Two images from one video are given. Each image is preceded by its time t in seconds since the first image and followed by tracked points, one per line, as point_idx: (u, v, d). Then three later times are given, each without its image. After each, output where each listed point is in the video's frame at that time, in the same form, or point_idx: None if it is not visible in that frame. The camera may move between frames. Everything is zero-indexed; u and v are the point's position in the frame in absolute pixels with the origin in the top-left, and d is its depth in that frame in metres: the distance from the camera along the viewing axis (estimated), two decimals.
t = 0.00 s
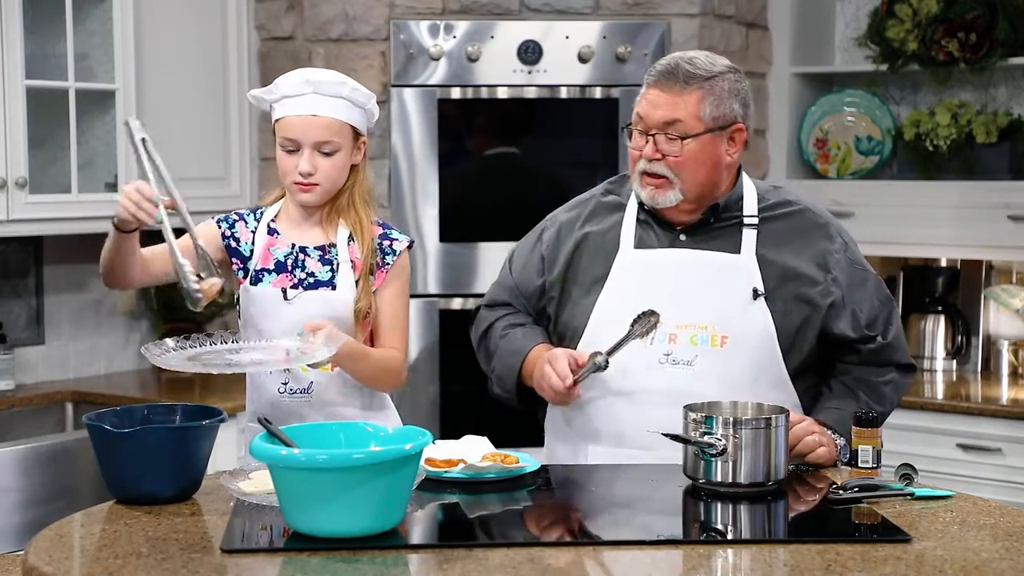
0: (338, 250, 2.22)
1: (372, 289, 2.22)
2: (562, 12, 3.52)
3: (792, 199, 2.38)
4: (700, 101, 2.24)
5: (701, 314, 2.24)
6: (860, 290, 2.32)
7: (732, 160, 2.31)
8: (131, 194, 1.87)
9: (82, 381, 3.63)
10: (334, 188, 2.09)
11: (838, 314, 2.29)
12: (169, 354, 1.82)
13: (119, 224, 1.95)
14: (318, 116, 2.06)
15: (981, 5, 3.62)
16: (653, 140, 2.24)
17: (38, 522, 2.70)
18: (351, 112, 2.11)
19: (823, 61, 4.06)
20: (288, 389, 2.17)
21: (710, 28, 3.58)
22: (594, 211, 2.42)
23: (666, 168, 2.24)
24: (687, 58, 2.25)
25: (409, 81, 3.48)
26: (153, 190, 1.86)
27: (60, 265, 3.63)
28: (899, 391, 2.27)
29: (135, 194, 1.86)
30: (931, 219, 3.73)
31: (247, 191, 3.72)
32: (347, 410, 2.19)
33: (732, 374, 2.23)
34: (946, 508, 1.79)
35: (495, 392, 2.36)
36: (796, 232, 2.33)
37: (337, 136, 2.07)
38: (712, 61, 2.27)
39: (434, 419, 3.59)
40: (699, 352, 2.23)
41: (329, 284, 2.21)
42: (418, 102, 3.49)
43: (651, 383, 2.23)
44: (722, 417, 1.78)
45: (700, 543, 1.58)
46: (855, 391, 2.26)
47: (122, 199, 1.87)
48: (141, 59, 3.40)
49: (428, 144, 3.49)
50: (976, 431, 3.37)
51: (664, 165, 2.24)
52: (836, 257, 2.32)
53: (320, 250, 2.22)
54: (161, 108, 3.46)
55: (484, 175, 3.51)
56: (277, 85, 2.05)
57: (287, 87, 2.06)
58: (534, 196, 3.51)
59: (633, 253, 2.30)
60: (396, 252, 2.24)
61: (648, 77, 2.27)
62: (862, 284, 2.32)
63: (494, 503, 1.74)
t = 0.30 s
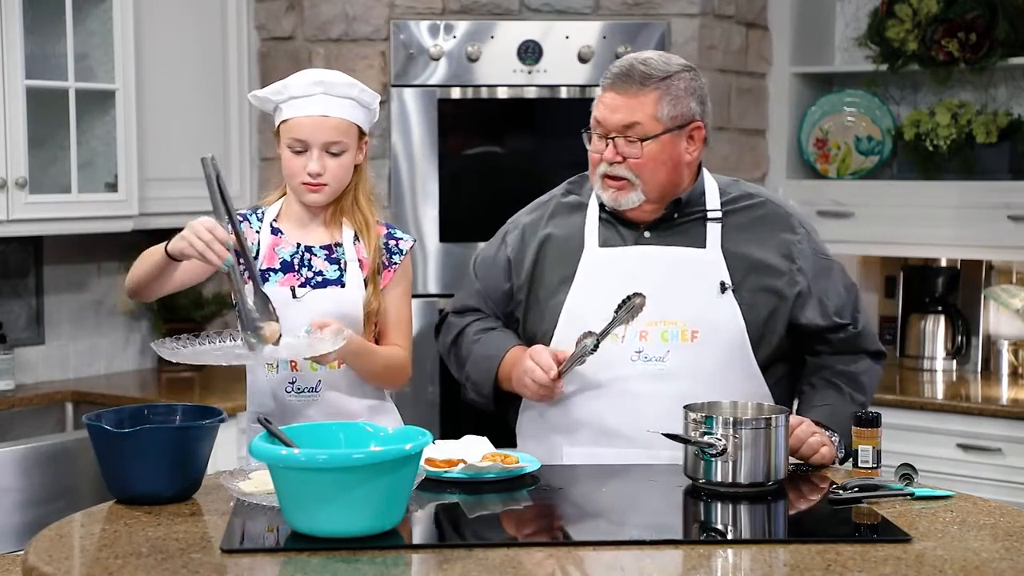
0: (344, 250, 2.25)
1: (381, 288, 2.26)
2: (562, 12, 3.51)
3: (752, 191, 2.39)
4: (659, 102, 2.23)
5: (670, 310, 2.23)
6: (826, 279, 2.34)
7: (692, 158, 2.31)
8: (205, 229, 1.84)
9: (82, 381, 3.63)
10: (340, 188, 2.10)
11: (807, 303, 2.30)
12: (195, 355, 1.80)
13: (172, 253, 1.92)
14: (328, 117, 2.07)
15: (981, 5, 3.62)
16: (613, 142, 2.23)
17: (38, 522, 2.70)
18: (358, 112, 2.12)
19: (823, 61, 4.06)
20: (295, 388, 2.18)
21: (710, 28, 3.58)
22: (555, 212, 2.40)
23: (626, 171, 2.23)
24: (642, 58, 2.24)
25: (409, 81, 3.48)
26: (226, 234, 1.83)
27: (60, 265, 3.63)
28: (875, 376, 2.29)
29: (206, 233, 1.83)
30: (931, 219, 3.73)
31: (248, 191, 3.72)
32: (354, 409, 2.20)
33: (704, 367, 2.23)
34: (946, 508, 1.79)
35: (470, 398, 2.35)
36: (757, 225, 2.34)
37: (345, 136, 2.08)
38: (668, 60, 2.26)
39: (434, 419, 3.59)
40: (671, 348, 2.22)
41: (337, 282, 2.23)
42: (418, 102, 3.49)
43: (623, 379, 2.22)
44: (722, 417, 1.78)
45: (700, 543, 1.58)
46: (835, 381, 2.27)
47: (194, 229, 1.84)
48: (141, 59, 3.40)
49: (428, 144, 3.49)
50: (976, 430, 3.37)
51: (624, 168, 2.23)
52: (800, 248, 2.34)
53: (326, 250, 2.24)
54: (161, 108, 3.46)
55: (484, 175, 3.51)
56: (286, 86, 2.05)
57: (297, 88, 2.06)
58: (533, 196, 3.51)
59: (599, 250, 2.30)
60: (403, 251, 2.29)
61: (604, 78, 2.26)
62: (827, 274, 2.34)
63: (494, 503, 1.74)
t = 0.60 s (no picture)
0: (346, 250, 2.24)
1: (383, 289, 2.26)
2: (562, 12, 3.51)
3: (743, 192, 2.39)
4: (647, 106, 2.21)
5: (663, 317, 2.23)
6: (820, 281, 2.34)
7: (682, 162, 2.29)
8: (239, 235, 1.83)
9: (82, 381, 3.63)
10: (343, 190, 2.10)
11: (801, 305, 2.30)
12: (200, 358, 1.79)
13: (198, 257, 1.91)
14: (334, 120, 2.07)
15: (981, 5, 3.62)
16: (601, 147, 2.21)
17: (38, 523, 2.70)
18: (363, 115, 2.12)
19: (823, 61, 4.06)
20: (298, 387, 2.17)
21: (711, 28, 3.58)
22: (544, 217, 2.41)
23: (616, 176, 2.22)
24: (631, 62, 2.22)
25: (409, 81, 3.48)
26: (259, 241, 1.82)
27: (60, 265, 3.63)
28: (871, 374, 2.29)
29: (239, 239, 1.83)
30: (931, 219, 3.73)
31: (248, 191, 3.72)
32: (357, 408, 2.20)
33: (699, 373, 2.23)
34: (946, 508, 1.79)
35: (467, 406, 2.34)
36: (748, 227, 2.34)
37: (350, 138, 2.08)
38: (656, 64, 2.24)
39: (435, 419, 3.59)
40: (665, 354, 2.22)
41: (341, 282, 2.23)
42: (418, 102, 3.48)
43: (617, 386, 2.22)
44: (722, 417, 1.78)
45: (700, 543, 1.58)
46: (833, 381, 2.26)
47: (228, 236, 1.84)
48: (141, 59, 3.40)
49: (428, 144, 3.49)
50: (976, 430, 3.37)
51: (614, 173, 2.22)
52: (793, 250, 2.33)
53: (329, 250, 2.24)
54: (161, 108, 3.46)
55: (484, 175, 3.51)
56: (293, 87, 2.05)
57: (303, 89, 2.06)
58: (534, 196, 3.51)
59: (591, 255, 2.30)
60: (404, 251, 2.30)
61: (593, 83, 2.24)
62: (819, 275, 2.34)
63: (494, 503, 1.74)
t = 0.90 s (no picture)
0: (347, 250, 2.24)
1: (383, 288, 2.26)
2: (562, 12, 3.51)
3: (763, 194, 2.39)
4: (666, 110, 2.21)
5: (679, 322, 2.23)
6: (840, 285, 2.33)
7: (699, 166, 2.29)
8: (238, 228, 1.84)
9: (82, 381, 3.63)
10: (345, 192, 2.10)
11: (820, 310, 2.30)
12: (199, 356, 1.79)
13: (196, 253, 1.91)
14: (336, 121, 2.07)
15: (981, 5, 3.62)
16: (618, 150, 2.21)
17: (38, 523, 2.70)
18: (363, 116, 2.12)
19: (823, 61, 4.06)
20: (299, 387, 2.17)
21: (710, 28, 3.58)
22: (563, 219, 2.40)
23: (632, 179, 2.22)
24: (649, 65, 2.21)
25: (409, 81, 3.48)
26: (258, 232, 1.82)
27: (60, 265, 3.63)
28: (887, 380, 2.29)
29: (238, 230, 1.83)
30: (931, 219, 3.73)
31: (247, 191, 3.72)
32: (358, 408, 2.20)
33: (715, 379, 2.22)
34: (946, 508, 1.79)
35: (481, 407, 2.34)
36: (768, 231, 2.34)
37: (351, 139, 2.08)
38: (675, 67, 2.24)
39: (434, 419, 3.59)
40: (682, 359, 2.22)
41: (342, 282, 2.22)
42: (418, 102, 3.48)
43: (635, 392, 2.22)
44: (722, 417, 1.78)
45: (700, 543, 1.58)
46: (847, 384, 2.26)
47: (225, 230, 1.84)
48: (141, 59, 3.40)
49: (428, 144, 3.49)
50: (976, 430, 3.37)
51: (630, 176, 2.22)
52: (814, 254, 2.33)
53: (329, 249, 2.23)
54: (161, 108, 3.46)
55: (484, 176, 3.51)
56: (296, 88, 2.05)
57: (305, 91, 2.06)
58: (533, 196, 3.51)
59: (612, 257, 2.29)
60: (405, 251, 2.31)
61: (611, 84, 2.23)
62: (840, 279, 2.34)
63: (493, 503, 1.74)
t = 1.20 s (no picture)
0: (346, 250, 2.24)
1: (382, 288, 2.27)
2: (562, 12, 3.51)
3: (778, 195, 2.38)
4: (681, 109, 2.21)
5: (690, 321, 2.23)
6: (853, 287, 2.32)
7: (714, 166, 2.29)
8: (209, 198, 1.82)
9: (82, 381, 3.63)
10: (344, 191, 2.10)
11: (831, 312, 2.29)
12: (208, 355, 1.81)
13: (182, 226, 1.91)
14: (335, 121, 2.07)
15: (981, 5, 3.62)
16: (632, 148, 2.21)
17: (37, 523, 2.70)
18: (361, 115, 2.12)
19: (823, 61, 4.06)
20: (298, 387, 2.17)
21: (710, 28, 3.58)
22: (576, 218, 2.40)
23: (646, 177, 2.21)
24: (665, 64, 2.22)
25: (409, 81, 3.48)
26: (230, 197, 1.81)
27: (59, 265, 3.63)
28: (897, 384, 2.27)
29: (210, 200, 1.82)
30: (931, 219, 3.73)
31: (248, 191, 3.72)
32: (357, 407, 2.20)
33: (724, 380, 2.22)
34: (946, 508, 1.79)
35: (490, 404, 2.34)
36: (782, 232, 2.33)
37: (350, 139, 2.08)
38: (691, 66, 2.24)
39: (434, 419, 3.59)
40: (693, 359, 2.22)
41: (341, 281, 2.22)
42: (418, 102, 3.48)
43: (643, 392, 2.22)
44: (722, 417, 1.78)
45: (700, 543, 1.58)
46: (855, 388, 2.25)
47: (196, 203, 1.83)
48: (141, 59, 3.40)
49: (428, 144, 3.49)
50: (976, 430, 3.37)
51: (644, 174, 2.21)
52: (827, 255, 2.32)
53: (328, 249, 2.23)
54: (161, 108, 3.46)
55: (485, 176, 3.51)
56: (293, 89, 2.05)
57: (303, 91, 2.06)
58: (533, 196, 3.51)
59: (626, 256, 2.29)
60: (404, 250, 2.31)
61: (628, 82, 2.23)
62: (852, 281, 2.32)
63: (493, 503, 1.74)
